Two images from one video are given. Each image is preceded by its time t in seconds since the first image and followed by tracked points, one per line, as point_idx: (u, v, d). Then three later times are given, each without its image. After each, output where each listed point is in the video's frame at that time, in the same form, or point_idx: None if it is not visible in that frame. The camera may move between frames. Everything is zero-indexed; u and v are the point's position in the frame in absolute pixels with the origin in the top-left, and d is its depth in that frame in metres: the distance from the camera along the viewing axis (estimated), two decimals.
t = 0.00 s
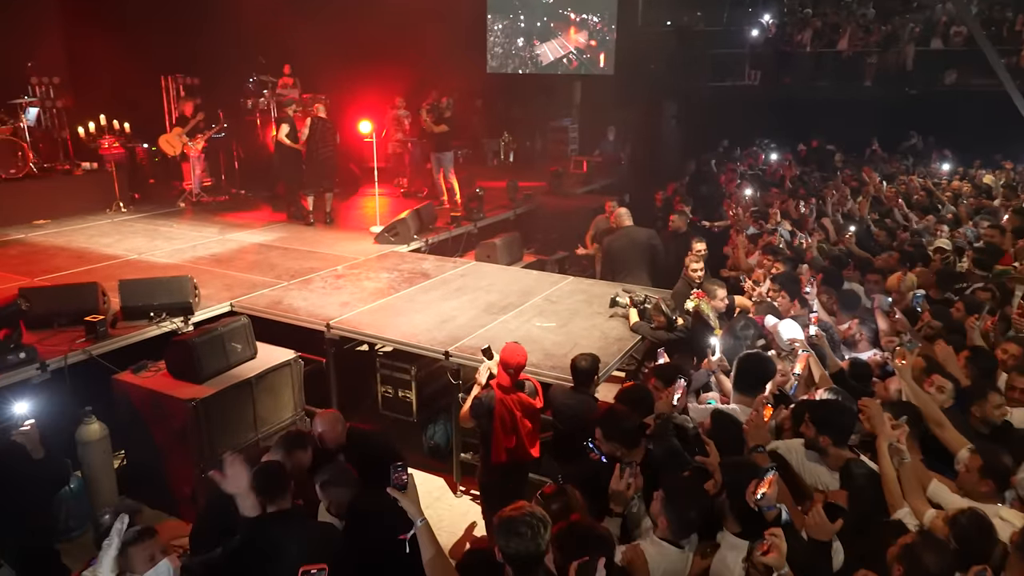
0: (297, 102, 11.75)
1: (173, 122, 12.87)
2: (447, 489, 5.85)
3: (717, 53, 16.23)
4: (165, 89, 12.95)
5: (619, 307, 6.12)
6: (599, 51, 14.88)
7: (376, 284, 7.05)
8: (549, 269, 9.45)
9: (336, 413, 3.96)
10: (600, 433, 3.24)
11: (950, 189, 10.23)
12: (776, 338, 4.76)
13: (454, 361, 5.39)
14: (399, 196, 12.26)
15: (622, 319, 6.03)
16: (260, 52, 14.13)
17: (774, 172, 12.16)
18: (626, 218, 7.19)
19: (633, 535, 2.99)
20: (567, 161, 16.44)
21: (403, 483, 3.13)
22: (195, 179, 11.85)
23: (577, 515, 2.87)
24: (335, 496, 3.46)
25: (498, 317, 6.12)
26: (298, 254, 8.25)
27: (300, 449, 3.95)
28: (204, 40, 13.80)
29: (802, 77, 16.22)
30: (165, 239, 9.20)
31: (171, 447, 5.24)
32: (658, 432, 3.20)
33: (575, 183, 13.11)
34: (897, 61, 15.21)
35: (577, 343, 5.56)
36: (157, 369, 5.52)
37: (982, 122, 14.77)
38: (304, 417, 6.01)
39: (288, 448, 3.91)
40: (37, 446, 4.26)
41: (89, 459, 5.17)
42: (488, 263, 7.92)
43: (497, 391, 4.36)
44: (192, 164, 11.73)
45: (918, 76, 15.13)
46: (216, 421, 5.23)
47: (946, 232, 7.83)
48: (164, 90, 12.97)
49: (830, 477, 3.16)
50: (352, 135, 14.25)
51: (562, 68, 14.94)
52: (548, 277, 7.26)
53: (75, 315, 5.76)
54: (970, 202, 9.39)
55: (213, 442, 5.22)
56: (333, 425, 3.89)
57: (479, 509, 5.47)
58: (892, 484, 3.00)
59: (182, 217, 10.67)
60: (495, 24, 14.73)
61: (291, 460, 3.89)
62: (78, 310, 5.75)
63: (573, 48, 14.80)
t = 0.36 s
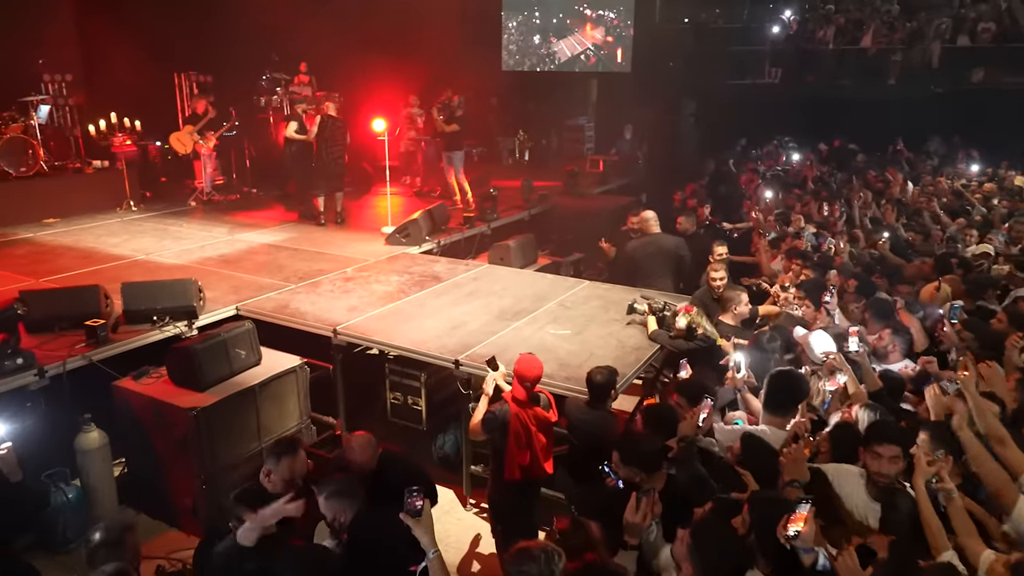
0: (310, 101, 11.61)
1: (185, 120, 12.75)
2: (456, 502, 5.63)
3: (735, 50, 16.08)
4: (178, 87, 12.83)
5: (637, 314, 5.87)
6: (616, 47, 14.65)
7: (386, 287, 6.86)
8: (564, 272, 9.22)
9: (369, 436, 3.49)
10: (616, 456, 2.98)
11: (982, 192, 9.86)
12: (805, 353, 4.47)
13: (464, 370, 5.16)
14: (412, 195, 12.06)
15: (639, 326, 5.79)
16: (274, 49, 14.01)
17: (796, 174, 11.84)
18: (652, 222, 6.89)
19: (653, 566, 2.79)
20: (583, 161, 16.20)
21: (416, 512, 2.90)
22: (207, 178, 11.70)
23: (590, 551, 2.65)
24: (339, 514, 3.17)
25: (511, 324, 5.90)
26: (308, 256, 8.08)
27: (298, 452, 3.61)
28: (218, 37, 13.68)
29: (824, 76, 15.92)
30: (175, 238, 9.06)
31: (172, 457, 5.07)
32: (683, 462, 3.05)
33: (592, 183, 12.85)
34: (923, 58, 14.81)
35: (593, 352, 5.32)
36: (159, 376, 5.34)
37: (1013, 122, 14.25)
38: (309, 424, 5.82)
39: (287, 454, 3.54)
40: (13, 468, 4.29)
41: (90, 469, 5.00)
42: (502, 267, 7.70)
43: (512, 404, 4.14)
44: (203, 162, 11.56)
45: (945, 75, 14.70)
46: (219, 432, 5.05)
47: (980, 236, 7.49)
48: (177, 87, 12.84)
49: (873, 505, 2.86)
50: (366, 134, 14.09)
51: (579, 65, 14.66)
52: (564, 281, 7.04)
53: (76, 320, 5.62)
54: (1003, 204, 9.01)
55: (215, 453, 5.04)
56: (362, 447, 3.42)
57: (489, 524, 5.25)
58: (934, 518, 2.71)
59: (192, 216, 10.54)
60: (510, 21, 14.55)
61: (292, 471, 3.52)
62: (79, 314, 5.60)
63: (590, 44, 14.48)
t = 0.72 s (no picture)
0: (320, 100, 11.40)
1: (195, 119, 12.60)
2: (465, 517, 5.39)
3: (754, 48, 15.85)
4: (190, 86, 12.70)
5: (654, 323, 5.63)
6: (631, 43, 14.58)
7: (395, 292, 6.65)
8: (578, 276, 8.97)
9: (380, 451, 3.40)
10: (641, 490, 2.84)
11: (1014, 195, 9.44)
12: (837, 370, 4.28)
13: (475, 381, 4.94)
14: (423, 196, 11.83)
15: (658, 336, 5.54)
16: (285, 48, 13.86)
17: (819, 176, 11.48)
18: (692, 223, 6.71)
19: None
20: (598, 160, 15.95)
21: (419, 561, 2.93)
22: (216, 178, 11.53)
23: None
24: (348, 534, 2.94)
25: (524, 332, 5.67)
26: (317, 258, 7.90)
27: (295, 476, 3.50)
28: (230, 35, 13.58)
29: (845, 74, 15.43)
30: (182, 240, 8.91)
31: (172, 469, 4.88)
32: (713, 495, 2.82)
33: (607, 185, 12.56)
34: (947, 56, 14.22)
35: (609, 363, 5.09)
36: (159, 385, 5.16)
37: None
38: (315, 435, 5.63)
39: (280, 480, 3.43)
40: None
41: (87, 481, 4.86)
42: (515, 271, 7.48)
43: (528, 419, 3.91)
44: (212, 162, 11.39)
45: (970, 72, 14.08)
46: (220, 444, 4.85)
47: (1016, 243, 7.13)
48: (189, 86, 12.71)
49: (921, 549, 2.66)
50: (377, 133, 13.89)
51: (596, 62, 14.43)
52: (579, 287, 6.81)
53: (77, 326, 5.48)
54: None
55: (216, 466, 4.84)
56: (371, 463, 3.35)
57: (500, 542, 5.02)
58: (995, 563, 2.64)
59: (201, 217, 10.40)
60: (525, 20, 14.38)
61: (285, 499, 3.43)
62: (80, 320, 5.45)
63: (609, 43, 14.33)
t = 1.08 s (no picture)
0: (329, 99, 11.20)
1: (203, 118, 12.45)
2: (476, 535, 5.18)
3: (773, 48, 15.53)
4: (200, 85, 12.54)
5: (674, 334, 5.39)
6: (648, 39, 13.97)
7: (404, 298, 6.43)
8: (592, 280, 8.74)
9: (414, 460, 3.24)
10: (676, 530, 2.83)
11: None
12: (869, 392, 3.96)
13: (485, 396, 4.71)
14: (434, 198, 11.62)
15: (678, 348, 5.31)
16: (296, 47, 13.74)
17: (841, 179, 11.15)
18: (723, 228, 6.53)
19: None
20: (612, 161, 15.69)
21: None
22: (224, 178, 11.35)
23: None
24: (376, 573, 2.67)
25: (537, 342, 5.44)
26: (325, 262, 7.71)
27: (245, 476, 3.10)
28: (241, 34, 13.45)
29: (866, 73, 15.05)
30: (189, 242, 8.74)
31: (171, 485, 4.68)
32: (750, 539, 2.68)
33: (621, 186, 12.29)
34: (970, 55, 13.80)
35: (626, 376, 4.85)
36: (158, 397, 4.97)
37: None
38: (319, 447, 5.43)
39: (227, 485, 3.04)
40: None
41: (83, 496, 4.69)
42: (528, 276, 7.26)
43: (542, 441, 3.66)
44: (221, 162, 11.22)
45: (995, 71, 13.64)
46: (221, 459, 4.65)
47: None
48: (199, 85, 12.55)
49: None
50: (388, 133, 13.70)
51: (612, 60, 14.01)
52: (594, 294, 6.57)
53: (76, 333, 5.30)
54: None
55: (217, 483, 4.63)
56: (403, 474, 3.19)
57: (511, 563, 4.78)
58: None
59: (209, 217, 10.25)
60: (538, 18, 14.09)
61: (238, 503, 3.07)
62: (79, 328, 5.28)
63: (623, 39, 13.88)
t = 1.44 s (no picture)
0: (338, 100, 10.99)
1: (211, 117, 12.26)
2: (486, 557, 4.94)
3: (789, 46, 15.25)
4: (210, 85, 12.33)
5: (694, 346, 5.15)
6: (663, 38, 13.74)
7: (412, 305, 6.21)
8: (606, 286, 8.49)
9: (418, 492, 3.03)
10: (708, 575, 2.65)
11: None
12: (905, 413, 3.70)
13: (497, 412, 4.49)
14: (445, 200, 11.40)
15: (698, 360, 5.07)
16: (305, 47, 13.63)
17: (862, 183, 10.84)
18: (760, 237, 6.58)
19: None
20: (625, 162, 15.42)
21: None
22: (232, 179, 11.16)
23: None
24: None
25: (551, 354, 5.21)
26: (332, 266, 7.50)
27: (215, 509, 3.15)
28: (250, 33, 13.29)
29: (886, 73, 14.66)
30: (193, 244, 8.55)
31: (167, 503, 4.48)
32: None
33: (635, 188, 12.01)
34: (994, 54, 13.38)
35: (645, 391, 4.61)
36: (156, 409, 4.77)
37: None
38: (323, 462, 5.22)
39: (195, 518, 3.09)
40: None
41: (76, 513, 4.50)
42: (541, 282, 7.03)
43: (558, 467, 3.42)
44: (229, 163, 11.04)
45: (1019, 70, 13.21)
46: (220, 475, 4.45)
47: None
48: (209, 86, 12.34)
49: None
50: (398, 134, 13.49)
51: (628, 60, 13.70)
52: (609, 301, 6.35)
53: (73, 342, 5.12)
54: None
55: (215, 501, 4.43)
56: (404, 507, 2.98)
57: None
58: None
59: (216, 219, 10.08)
60: (550, 17, 13.72)
61: (208, 536, 3.07)
62: (75, 337, 5.09)
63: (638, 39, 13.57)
